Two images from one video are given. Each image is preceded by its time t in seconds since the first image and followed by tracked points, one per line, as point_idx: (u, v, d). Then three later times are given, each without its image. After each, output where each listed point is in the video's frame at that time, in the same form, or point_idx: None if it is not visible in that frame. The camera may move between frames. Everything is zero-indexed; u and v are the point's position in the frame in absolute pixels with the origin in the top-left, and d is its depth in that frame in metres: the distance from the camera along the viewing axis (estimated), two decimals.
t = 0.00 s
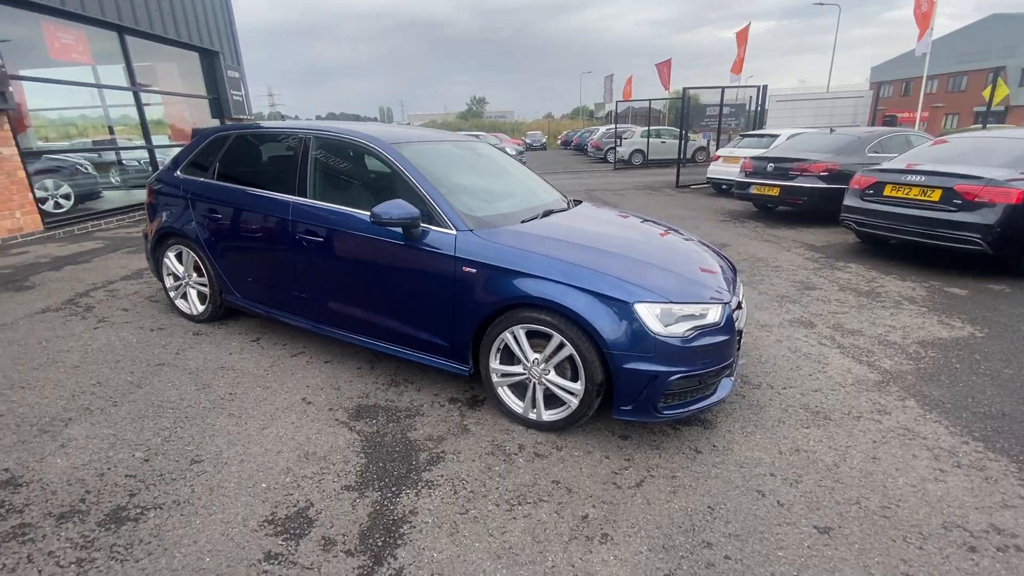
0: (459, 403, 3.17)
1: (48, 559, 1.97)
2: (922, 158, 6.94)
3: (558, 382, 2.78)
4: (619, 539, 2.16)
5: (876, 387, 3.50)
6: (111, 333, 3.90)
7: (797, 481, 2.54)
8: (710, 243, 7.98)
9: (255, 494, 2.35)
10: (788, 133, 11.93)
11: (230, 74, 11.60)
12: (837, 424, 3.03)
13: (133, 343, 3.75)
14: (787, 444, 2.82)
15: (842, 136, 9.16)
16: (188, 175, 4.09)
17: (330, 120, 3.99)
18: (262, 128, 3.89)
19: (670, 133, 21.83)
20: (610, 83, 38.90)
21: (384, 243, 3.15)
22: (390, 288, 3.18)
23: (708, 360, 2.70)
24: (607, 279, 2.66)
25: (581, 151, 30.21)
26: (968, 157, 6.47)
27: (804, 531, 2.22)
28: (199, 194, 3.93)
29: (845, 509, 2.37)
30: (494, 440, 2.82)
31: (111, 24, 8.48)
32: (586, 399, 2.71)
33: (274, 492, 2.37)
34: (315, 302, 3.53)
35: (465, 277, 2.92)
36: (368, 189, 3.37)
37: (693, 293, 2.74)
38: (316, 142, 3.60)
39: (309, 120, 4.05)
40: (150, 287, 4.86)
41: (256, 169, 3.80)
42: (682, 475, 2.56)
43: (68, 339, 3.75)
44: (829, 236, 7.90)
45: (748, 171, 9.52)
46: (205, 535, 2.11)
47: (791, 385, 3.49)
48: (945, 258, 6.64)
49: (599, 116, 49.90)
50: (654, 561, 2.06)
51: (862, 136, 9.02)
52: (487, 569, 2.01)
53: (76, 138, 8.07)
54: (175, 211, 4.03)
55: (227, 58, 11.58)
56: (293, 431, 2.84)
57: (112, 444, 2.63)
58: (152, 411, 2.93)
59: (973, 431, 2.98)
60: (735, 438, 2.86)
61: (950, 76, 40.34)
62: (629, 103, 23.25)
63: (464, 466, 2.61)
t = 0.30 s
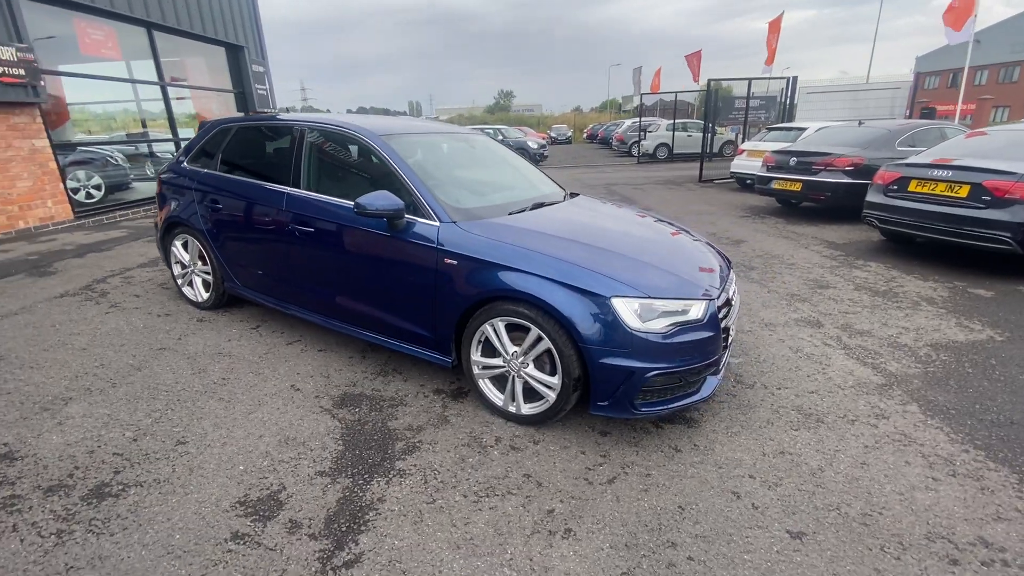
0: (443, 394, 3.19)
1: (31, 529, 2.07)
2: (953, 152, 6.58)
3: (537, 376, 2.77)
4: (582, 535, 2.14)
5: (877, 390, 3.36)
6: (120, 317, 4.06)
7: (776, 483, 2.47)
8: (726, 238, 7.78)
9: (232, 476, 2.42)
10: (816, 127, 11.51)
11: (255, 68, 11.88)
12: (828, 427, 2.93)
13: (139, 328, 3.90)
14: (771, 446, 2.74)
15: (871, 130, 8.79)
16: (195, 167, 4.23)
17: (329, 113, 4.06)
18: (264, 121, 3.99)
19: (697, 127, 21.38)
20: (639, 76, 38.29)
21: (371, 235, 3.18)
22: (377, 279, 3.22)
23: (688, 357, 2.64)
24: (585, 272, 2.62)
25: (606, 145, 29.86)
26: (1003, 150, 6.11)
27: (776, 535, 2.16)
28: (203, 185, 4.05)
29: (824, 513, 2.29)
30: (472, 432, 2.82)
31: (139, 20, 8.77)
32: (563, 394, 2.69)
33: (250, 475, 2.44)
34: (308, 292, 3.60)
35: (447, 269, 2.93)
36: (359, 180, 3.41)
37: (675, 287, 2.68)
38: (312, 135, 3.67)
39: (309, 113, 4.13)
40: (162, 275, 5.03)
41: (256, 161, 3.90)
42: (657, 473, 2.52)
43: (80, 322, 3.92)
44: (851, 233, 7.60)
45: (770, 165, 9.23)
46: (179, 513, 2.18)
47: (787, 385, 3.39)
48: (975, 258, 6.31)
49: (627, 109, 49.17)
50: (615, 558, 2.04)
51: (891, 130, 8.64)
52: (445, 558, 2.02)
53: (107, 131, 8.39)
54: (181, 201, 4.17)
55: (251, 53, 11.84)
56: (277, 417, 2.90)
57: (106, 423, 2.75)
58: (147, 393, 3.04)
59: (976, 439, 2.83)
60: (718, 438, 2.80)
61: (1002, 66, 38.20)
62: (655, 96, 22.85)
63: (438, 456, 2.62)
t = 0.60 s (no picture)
0: (430, 391, 3.17)
1: (14, 509, 2.16)
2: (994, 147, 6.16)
3: (517, 376, 2.72)
4: (546, 541, 2.09)
5: (885, 401, 3.16)
6: (131, 306, 4.21)
7: (760, 496, 2.35)
8: (746, 238, 7.52)
9: (209, 465, 2.46)
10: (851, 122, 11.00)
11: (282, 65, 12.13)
12: (825, 439, 2.78)
13: (147, 317, 4.02)
14: (761, 456, 2.62)
15: (907, 125, 8.34)
16: (203, 161, 4.35)
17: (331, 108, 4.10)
18: (268, 116, 4.06)
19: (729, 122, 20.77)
20: (671, 70, 37.51)
21: (360, 230, 3.19)
22: (366, 274, 3.23)
23: (672, 361, 2.54)
24: (565, 271, 2.56)
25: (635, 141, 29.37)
26: None
27: (751, 551, 2.05)
28: (209, 179, 4.16)
29: (807, 530, 2.16)
30: (452, 430, 2.80)
31: (170, 19, 9.06)
32: (542, 395, 2.63)
33: (227, 465, 2.47)
34: (305, 286, 3.65)
35: (431, 265, 2.92)
36: (351, 175, 3.43)
37: (661, 288, 2.58)
38: (311, 130, 3.72)
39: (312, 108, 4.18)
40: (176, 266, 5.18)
41: (259, 156, 3.98)
42: (635, 480, 2.43)
43: (93, 311, 4.08)
44: (882, 234, 7.23)
45: (797, 162, 8.87)
46: (153, 500, 2.23)
47: (788, 393, 3.23)
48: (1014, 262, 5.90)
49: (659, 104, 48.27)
50: (577, 567, 1.97)
51: (929, 125, 8.18)
52: (404, 557, 2.00)
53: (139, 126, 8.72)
54: (190, 194, 4.29)
55: (279, 50, 12.10)
56: (263, 408, 2.95)
57: (99, 409, 2.84)
58: (143, 381, 3.13)
59: (988, 457, 2.64)
60: (704, 446, 2.69)
61: None
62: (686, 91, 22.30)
63: (414, 454, 2.60)
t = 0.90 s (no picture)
0: (419, 386, 3.20)
1: (14, 480, 2.31)
2: None
3: (498, 375, 2.71)
4: (507, 542, 2.07)
5: (893, 416, 2.98)
6: (151, 294, 4.43)
7: (737, 509, 2.26)
8: (772, 240, 7.23)
9: (196, 449, 2.57)
10: (897, 120, 10.40)
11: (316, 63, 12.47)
12: (819, 453, 2.65)
13: (164, 305, 4.22)
14: (746, 468, 2.52)
15: (955, 123, 7.82)
16: (220, 158, 4.52)
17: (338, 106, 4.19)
18: (279, 114, 4.18)
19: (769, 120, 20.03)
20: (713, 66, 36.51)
21: (354, 225, 3.25)
22: (359, 269, 3.29)
23: (653, 365, 2.47)
24: (544, 270, 2.52)
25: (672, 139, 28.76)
26: None
27: (716, 565, 1.98)
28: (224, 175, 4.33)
29: (781, 547, 2.07)
30: (433, 426, 2.81)
31: (210, 20, 9.46)
32: (520, 394, 2.62)
33: (213, 449, 2.57)
34: (307, 279, 3.75)
35: (418, 261, 2.94)
36: (350, 172, 3.50)
37: (643, 289, 2.51)
38: (316, 127, 3.81)
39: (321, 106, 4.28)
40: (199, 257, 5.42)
41: (269, 152, 4.10)
42: (608, 485, 2.38)
43: (116, 298, 4.31)
44: (921, 239, 6.81)
45: (833, 162, 8.47)
46: (138, 479, 2.35)
47: (787, 403, 3.10)
48: None
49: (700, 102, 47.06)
50: (533, 569, 1.95)
51: (979, 123, 7.65)
52: (363, 548, 2.03)
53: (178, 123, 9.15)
54: (207, 189, 4.47)
55: (314, 49, 12.45)
56: (256, 396, 3.05)
57: (105, 390, 3.00)
58: (149, 365, 3.29)
59: (998, 480, 2.45)
60: (687, 454, 2.60)
61: None
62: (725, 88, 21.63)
63: (392, 447, 2.64)
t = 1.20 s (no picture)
0: (407, 382, 3.24)
1: (16, 456, 2.47)
2: None
3: (476, 372, 2.72)
4: (466, 541, 2.07)
5: (895, 431, 2.82)
6: (169, 285, 4.64)
7: (708, 520, 2.19)
8: (797, 244, 6.96)
9: (184, 434, 2.67)
10: (944, 119, 9.82)
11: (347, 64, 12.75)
12: (806, 467, 2.54)
13: (179, 296, 4.42)
14: (725, 478, 2.44)
15: (1003, 123, 7.32)
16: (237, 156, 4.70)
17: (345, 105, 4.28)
18: (290, 114, 4.32)
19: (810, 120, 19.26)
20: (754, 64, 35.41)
21: (349, 223, 3.32)
22: (354, 265, 3.35)
23: (629, 368, 2.41)
24: (520, 269, 2.51)
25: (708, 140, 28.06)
26: None
27: None
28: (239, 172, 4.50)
29: (747, 561, 1.99)
30: (413, 422, 2.84)
31: (245, 23, 9.82)
32: (497, 393, 2.61)
33: (200, 435, 2.67)
34: (309, 275, 3.86)
35: (404, 258, 2.97)
36: (348, 170, 3.57)
37: (621, 290, 2.45)
38: (320, 126, 3.91)
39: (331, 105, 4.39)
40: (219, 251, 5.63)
41: (279, 150, 4.24)
42: (578, 489, 2.35)
43: (137, 288, 4.54)
44: (959, 246, 6.41)
45: (868, 163, 8.07)
46: (127, 460, 2.47)
47: (782, 413, 2.98)
48: None
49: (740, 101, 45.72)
50: (487, 569, 1.95)
51: None
52: (325, 538, 2.07)
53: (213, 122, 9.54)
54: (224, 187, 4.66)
55: (345, 50, 12.74)
56: (249, 386, 3.15)
57: (111, 375, 3.17)
58: (155, 353, 3.45)
59: (999, 505, 2.28)
60: (666, 462, 2.54)
61: None
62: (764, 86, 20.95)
63: (370, 441, 2.67)
